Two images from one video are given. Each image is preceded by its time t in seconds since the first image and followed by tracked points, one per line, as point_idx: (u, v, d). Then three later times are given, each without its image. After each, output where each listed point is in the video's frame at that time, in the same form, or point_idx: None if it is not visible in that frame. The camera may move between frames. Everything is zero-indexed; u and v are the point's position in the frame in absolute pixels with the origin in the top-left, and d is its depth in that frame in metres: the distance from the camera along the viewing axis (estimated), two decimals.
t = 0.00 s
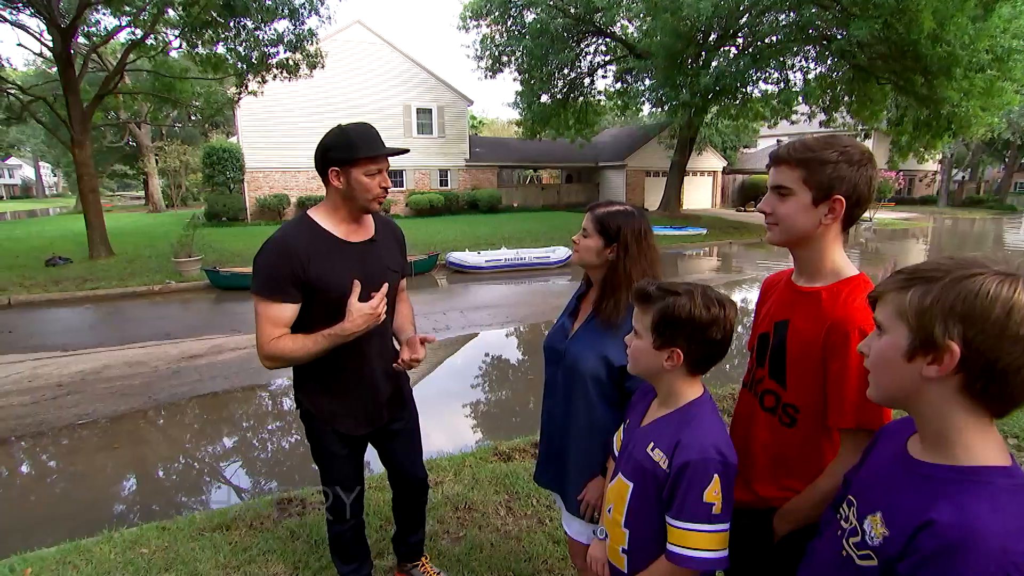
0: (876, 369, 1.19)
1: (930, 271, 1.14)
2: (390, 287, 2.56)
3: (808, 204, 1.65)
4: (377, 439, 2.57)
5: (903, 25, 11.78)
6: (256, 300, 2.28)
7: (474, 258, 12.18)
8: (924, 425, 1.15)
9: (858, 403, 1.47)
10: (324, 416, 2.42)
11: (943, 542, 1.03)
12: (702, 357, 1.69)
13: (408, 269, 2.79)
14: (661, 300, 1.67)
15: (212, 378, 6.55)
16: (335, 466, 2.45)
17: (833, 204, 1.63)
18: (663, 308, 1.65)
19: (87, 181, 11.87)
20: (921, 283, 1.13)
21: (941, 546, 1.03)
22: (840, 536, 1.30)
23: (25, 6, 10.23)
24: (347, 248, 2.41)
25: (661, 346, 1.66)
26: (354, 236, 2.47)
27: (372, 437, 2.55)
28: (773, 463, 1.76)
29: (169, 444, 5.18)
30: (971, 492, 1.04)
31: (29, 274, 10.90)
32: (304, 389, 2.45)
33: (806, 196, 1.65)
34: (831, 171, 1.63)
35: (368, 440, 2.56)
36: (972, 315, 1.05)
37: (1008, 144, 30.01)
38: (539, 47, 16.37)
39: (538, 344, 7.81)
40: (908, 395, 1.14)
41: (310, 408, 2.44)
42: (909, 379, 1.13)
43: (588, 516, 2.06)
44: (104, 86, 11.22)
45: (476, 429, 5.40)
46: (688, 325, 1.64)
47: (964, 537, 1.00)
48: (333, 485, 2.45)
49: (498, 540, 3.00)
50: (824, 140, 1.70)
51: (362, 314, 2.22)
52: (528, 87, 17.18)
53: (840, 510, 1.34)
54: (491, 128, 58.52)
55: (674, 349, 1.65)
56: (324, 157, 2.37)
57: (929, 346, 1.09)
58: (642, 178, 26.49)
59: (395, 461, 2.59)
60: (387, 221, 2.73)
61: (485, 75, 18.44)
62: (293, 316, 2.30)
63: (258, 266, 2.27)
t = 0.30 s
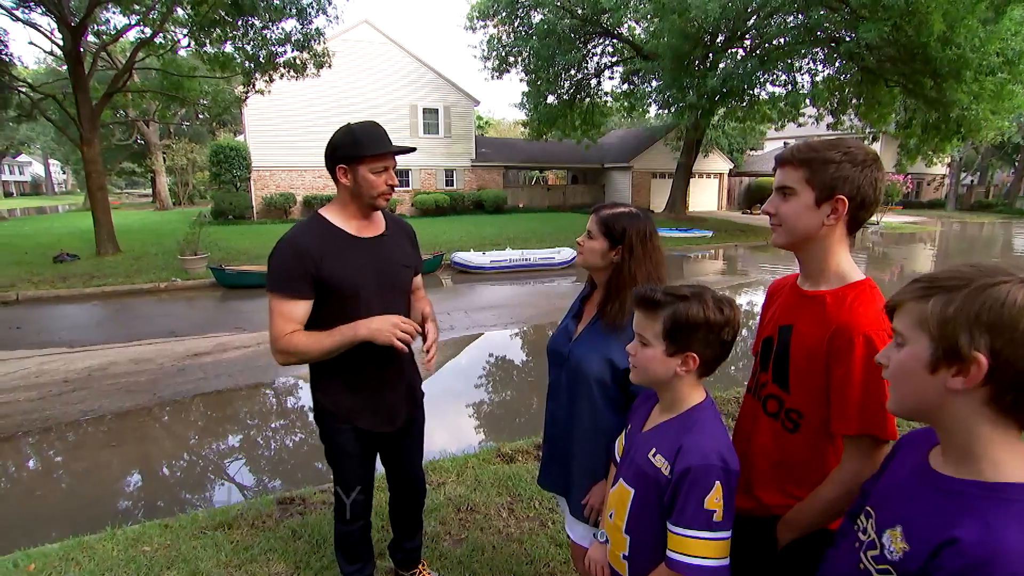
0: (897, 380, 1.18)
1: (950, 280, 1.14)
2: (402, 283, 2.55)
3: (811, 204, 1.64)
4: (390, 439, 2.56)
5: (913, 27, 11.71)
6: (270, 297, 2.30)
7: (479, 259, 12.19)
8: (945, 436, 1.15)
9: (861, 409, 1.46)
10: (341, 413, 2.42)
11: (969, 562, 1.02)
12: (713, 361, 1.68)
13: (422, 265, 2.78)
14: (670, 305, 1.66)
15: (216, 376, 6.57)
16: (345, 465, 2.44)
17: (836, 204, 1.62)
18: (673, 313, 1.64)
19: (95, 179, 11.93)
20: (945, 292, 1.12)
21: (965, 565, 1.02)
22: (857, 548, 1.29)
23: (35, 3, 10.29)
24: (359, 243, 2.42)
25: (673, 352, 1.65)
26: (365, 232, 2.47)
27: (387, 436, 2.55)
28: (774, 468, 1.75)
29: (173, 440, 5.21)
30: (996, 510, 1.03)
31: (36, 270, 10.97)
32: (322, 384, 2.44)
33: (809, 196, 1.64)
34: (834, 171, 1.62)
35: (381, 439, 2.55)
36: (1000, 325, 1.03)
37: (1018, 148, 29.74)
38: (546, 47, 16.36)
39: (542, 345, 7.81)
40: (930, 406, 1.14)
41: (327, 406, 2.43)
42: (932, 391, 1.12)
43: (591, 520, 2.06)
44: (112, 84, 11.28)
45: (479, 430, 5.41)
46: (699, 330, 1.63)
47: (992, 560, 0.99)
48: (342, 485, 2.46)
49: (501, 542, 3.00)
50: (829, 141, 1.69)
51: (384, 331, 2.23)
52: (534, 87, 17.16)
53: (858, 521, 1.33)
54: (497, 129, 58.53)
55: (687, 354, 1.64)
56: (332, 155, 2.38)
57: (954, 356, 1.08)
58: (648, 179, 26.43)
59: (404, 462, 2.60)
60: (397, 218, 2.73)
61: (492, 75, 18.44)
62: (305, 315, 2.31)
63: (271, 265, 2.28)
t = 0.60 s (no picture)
0: (912, 379, 1.19)
1: (964, 279, 1.15)
2: (412, 281, 2.57)
3: (805, 204, 1.66)
4: (401, 438, 2.56)
5: (900, 29, 12.10)
6: (285, 293, 2.32)
7: (472, 262, 12.17)
8: (958, 432, 1.16)
9: (859, 406, 1.47)
10: (353, 409, 2.42)
11: (982, 558, 1.02)
12: (715, 358, 1.71)
13: (433, 267, 2.81)
14: (672, 307, 1.66)
15: (209, 381, 6.52)
16: (354, 465, 2.44)
17: (830, 203, 1.63)
18: (676, 314, 1.65)
19: (82, 184, 11.81)
20: (958, 291, 1.14)
21: (981, 561, 1.02)
22: (873, 545, 1.30)
23: (22, 7, 10.18)
24: (372, 241, 2.45)
25: (679, 354, 1.66)
26: (377, 231, 2.50)
27: (397, 435, 2.54)
28: (773, 466, 1.76)
29: (165, 448, 5.16)
30: (1009, 507, 1.04)
31: (23, 277, 10.83)
32: (334, 381, 2.44)
33: (801, 196, 1.66)
34: (826, 171, 1.63)
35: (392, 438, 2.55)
36: (1017, 322, 1.04)
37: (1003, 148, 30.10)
38: (536, 50, 16.40)
39: (536, 347, 7.81)
40: (946, 406, 1.15)
41: (340, 402, 2.42)
42: (948, 390, 1.13)
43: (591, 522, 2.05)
44: (100, 88, 11.17)
45: (474, 433, 5.40)
46: (702, 330, 1.65)
47: (1010, 555, 0.99)
48: (348, 483, 2.45)
49: (499, 545, 2.99)
50: (821, 141, 1.71)
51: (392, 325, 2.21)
52: (526, 91, 17.18)
53: (874, 517, 1.34)
54: (489, 132, 58.53)
55: (692, 354, 1.66)
56: (346, 156, 2.42)
57: (972, 355, 1.10)
58: (639, 181, 26.54)
59: (412, 461, 2.60)
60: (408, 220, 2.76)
61: (483, 79, 18.47)
62: (317, 310, 2.32)
63: (286, 263, 2.32)
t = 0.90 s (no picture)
0: (905, 373, 1.22)
1: (953, 278, 1.19)
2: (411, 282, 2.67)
3: (790, 207, 1.69)
4: (397, 438, 2.57)
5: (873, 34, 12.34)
6: (286, 290, 2.39)
7: (455, 262, 12.14)
8: (948, 421, 1.18)
9: (843, 400, 1.49)
10: (351, 408, 2.44)
11: (970, 541, 1.04)
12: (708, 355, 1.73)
13: (431, 269, 2.91)
14: (660, 307, 1.68)
15: (188, 385, 6.40)
16: (352, 464, 2.45)
17: (814, 205, 1.66)
18: (667, 314, 1.66)
19: (53, 183, 11.51)
20: (947, 289, 1.18)
21: (970, 544, 1.04)
22: (865, 532, 1.33)
23: None
24: (373, 242, 2.55)
25: (670, 353, 1.67)
26: (377, 234, 2.60)
27: (394, 434, 2.56)
28: (762, 460, 1.77)
29: (142, 453, 5.05)
30: (996, 491, 1.07)
31: None
32: (334, 380, 2.46)
33: (787, 199, 1.69)
34: (811, 173, 1.66)
35: (389, 438, 2.57)
36: (1005, 318, 1.08)
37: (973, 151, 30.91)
38: (518, 51, 16.43)
39: (520, 348, 7.82)
40: (939, 399, 1.18)
41: (339, 400, 2.44)
42: (941, 384, 1.17)
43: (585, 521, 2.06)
44: (72, 85, 10.90)
45: (457, 434, 5.38)
46: (693, 328, 1.67)
47: (994, 537, 1.02)
48: (347, 483, 2.46)
49: (489, 545, 2.98)
50: (804, 145, 1.74)
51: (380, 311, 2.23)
52: (507, 91, 17.20)
53: (865, 504, 1.37)
54: (472, 132, 58.36)
55: (685, 353, 1.68)
56: (351, 159, 2.52)
57: (964, 350, 1.13)
58: (620, 182, 26.74)
59: (408, 461, 2.62)
60: (407, 226, 2.87)
61: (465, 79, 18.44)
62: (317, 307, 2.38)
63: (288, 261, 2.39)
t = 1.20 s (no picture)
0: (880, 361, 1.25)
1: (925, 272, 1.23)
2: (402, 287, 2.67)
3: (770, 210, 1.71)
4: (384, 439, 2.56)
5: (846, 41, 12.65)
6: (278, 296, 2.38)
7: (437, 267, 12.10)
8: (919, 409, 1.22)
9: (820, 394, 1.52)
10: (340, 411, 2.42)
11: (940, 514, 1.07)
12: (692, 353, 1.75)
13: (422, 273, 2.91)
14: (645, 307, 1.70)
15: (166, 393, 6.27)
16: (341, 466, 2.43)
17: (792, 207, 1.69)
18: (652, 314, 1.68)
19: (23, 188, 11.21)
20: (919, 282, 1.21)
21: (940, 516, 1.07)
22: (846, 513, 1.34)
23: None
24: (364, 247, 2.54)
25: (655, 353, 1.69)
26: (368, 238, 2.59)
27: (383, 435, 2.55)
28: (746, 454, 1.79)
29: (117, 465, 4.93)
30: (962, 468, 1.10)
31: None
32: (325, 385, 2.44)
33: (766, 203, 1.71)
34: (787, 177, 1.69)
35: (378, 441, 2.57)
36: (973, 308, 1.12)
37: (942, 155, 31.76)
38: (499, 56, 16.48)
39: (503, 351, 7.83)
40: (913, 386, 1.21)
41: (327, 403, 2.43)
42: (914, 370, 1.20)
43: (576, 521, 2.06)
44: (43, 88, 10.64)
45: (440, 440, 5.35)
46: (678, 327, 1.69)
47: (960, 507, 1.05)
48: (336, 487, 2.44)
49: (477, 547, 2.97)
50: (781, 149, 1.77)
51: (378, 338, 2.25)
52: (488, 96, 17.24)
53: (844, 489, 1.39)
54: (452, 137, 58.30)
55: (671, 352, 1.69)
56: (341, 164, 2.52)
57: (935, 338, 1.17)
58: (601, 186, 26.94)
59: (394, 463, 2.60)
60: (399, 229, 2.86)
61: (445, 84, 18.43)
62: (309, 313, 2.39)
63: (280, 265, 2.39)
